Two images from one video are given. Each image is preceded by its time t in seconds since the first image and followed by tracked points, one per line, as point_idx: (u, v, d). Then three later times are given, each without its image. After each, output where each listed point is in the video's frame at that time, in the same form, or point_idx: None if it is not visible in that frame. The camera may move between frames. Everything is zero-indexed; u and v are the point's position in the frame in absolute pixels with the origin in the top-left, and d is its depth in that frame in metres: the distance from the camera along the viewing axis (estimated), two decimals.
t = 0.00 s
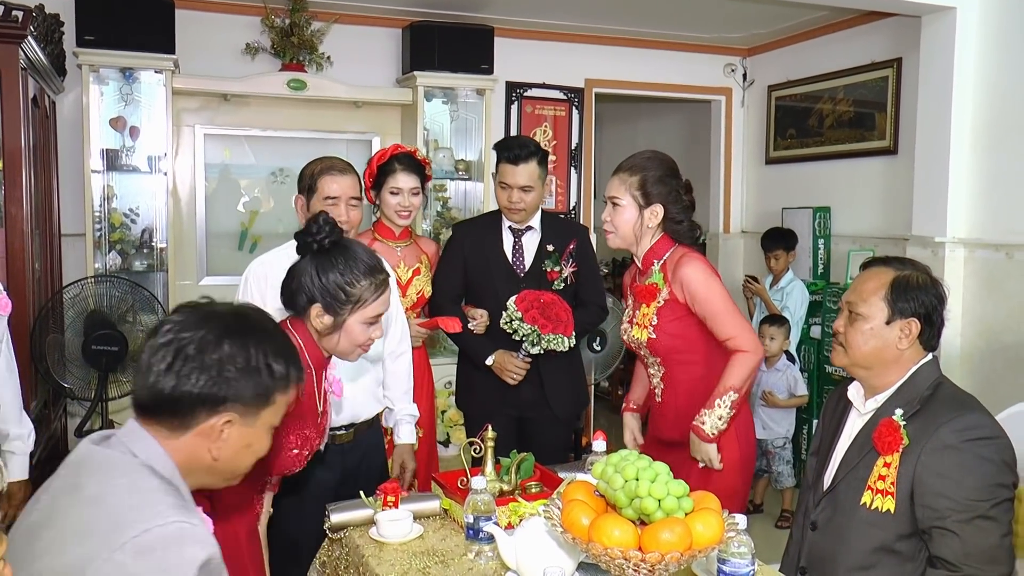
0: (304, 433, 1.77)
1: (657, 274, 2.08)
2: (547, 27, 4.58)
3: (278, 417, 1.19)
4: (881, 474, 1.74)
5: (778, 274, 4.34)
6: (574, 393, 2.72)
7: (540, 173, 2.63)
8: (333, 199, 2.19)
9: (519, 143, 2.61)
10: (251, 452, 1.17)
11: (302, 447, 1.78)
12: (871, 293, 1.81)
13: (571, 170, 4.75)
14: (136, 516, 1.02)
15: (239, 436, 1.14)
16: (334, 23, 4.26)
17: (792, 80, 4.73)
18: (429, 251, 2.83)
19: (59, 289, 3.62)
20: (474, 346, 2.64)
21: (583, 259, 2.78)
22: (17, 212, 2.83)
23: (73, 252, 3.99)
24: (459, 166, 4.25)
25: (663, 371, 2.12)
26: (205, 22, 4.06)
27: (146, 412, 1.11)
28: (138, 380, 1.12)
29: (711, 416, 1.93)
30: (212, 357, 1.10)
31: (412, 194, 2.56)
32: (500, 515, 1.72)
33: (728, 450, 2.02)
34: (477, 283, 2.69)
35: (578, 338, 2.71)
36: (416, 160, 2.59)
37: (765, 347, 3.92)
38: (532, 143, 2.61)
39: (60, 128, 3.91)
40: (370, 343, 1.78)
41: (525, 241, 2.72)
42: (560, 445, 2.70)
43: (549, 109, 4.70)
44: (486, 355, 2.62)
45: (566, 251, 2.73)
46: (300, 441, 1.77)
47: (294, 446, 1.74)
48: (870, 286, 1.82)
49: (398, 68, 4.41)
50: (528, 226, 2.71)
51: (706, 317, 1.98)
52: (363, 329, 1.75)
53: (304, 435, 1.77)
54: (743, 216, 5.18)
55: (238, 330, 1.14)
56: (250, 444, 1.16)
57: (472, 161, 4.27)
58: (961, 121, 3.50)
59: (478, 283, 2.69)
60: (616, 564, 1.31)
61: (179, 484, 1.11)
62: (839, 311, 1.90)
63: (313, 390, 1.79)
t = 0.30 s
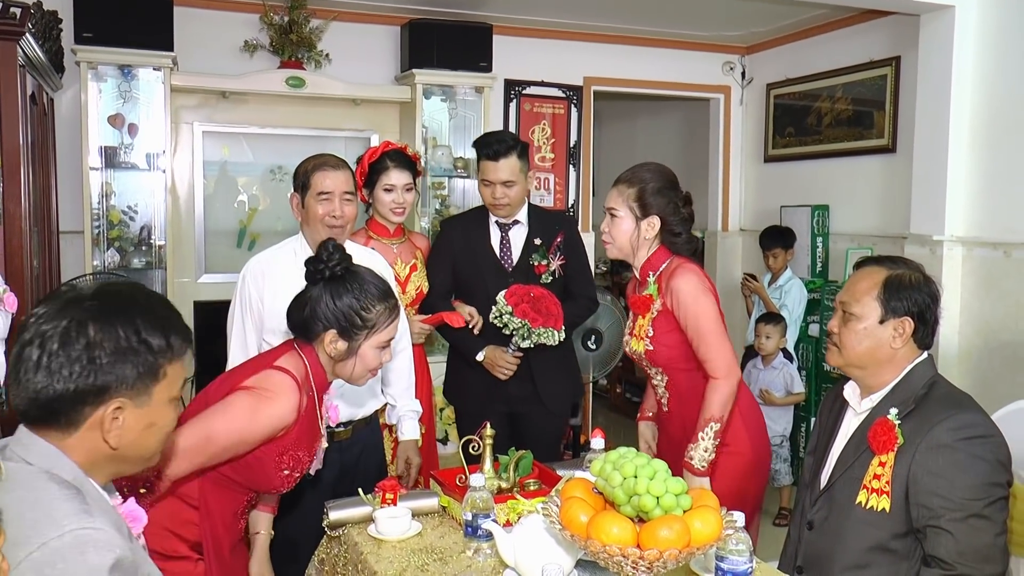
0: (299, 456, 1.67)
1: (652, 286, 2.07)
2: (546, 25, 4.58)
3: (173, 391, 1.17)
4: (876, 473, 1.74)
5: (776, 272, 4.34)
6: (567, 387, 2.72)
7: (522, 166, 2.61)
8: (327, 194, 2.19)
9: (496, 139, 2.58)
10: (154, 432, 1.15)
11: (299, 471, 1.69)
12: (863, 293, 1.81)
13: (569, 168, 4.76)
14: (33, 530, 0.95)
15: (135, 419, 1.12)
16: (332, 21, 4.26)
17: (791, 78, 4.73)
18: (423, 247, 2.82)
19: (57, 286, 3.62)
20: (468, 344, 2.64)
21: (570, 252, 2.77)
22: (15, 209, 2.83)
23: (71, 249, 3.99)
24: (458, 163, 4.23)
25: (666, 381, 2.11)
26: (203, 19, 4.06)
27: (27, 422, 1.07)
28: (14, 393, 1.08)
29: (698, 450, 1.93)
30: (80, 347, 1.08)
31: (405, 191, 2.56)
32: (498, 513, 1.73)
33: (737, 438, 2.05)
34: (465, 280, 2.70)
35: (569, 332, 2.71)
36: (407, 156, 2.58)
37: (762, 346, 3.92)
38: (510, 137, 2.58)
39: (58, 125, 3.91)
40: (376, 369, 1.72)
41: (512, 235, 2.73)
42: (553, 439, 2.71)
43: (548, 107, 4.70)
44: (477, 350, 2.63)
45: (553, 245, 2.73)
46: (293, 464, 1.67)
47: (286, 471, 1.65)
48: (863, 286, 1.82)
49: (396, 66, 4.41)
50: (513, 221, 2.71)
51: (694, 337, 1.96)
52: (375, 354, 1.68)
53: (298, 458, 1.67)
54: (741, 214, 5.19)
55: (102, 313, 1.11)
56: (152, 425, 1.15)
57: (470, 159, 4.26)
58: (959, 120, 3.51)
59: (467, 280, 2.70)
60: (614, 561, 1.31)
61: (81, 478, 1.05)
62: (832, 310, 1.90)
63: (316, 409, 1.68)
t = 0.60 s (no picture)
0: (290, 453, 1.68)
1: (656, 304, 2.07)
2: (546, 22, 4.58)
3: (110, 375, 1.23)
4: (877, 470, 1.74)
5: (775, 270, 4.34)
6: (562, 381, 2.72)
7: (510, 165, 2.58)
8: (325, 191, 2.18)
9: (481, 139, 2.55)
10: (101, 418, 1.21)
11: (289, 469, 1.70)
12: (864, 291, 1.81)
13: (569, 165, 4.76)
14: None
15: (82, 410, 1.18)
16: (332, 18, 4.25)
17: (791, 76, 4.73)
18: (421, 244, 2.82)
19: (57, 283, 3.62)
20: (466, 342, 2.64)
21: (562, 250, 2.76)
22: (15, 206, 2.83)
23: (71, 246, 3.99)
24: (457, 161, 4.19)
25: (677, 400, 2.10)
26: (203, 16, 4.05)
27: None
28: None
29: (715, 436, 1.91)
30: (14, 351, 1.11)
31: (406, 190, 2.56)
32: (497, 510, 1.73)
33: (746, 456, 2.04)
34: (460, 278, 2.71)
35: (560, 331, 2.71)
36: (407, 154, 2.58)
37: (761, 344, 3.93)
38: (495, 137, 2.55)
39: (58, 122, 3.91)
40: (348, 381, 1.68)
41: (504, 234, 2.72)
42: (550, 434, 2.70)
43: (548, 105, 4.69)
44: (472, 350, 2.62)
45: (545, 244, 2.72)
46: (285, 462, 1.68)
47: (277, 467, 1.66)
48: (863, 285, 1.82)
49: (396, 63, 4.41)
50: (505, 220, 2.70)
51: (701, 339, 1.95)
52: (347, 366, 1.65)
53: (288, 455, 1.67)
54: (740, 212, 5.19)
55: (24, 316, 1.13)
56: (99, 410, 1.21)
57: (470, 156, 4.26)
58: (959, 118, 3.51)
59: (461, 278, 2.71)
60: (613, 558, 1.31)
61: (31, 480, 1.09)
62: (833, 309, 1.90)
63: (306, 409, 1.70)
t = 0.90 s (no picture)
0: (268, 488, 1.69)
1: (676, 357, 2.03)
2: (548, 20, 4.57)
3: (82, 371, 1.26)
4: (880, 467, 1.74)
5: (777, 268, 4.34)
6: (565, 376, 2.71)
7: (517, 164, 2.58)
8: (327, 187, 2.18)
9: (488, 138, 2.53)
10: (75, 415, 1.25)
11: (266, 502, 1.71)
12: (869, 289, 1.81)
13: (572, 163, 4.76)
14: None
15: (56, 408, 1.21)
16: (335, 15, 4.25)
17: (793, 73, 4.73)
18: (421, 242, 2.81)
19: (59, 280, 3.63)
20: (468, 340, 2.65)
21: (567, 246, 2.76)
22: (17, 202, 2.84)
23: (73, 243, 4.00)
24: (459, 158, 4.23)
25: (696, 453, 2.06)
26: (205, 13, 4.05)
27: None
28: None
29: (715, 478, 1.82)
30: None
31: (407, 186, 2.57)
32: (499, 507, 1.73)
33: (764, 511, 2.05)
34: (463, 273, 2.71)
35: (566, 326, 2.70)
36: (410, 151, 2.57)
37: (762, 342, 3.93)
38: (502, 136, 2.53)
39: (60, 119, 3.91)
40: (325, 420, 1.68)
41: (509, 230, 2.71)
42: (552, 429, 2.70)
43: (550, 102, 4.69)
44: (476, 346, 2.64)
45: (550, 239, 2.72)
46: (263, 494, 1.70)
47: (255, 500, 1.68)
48: (869, 282, 1.82)
49: (398, 60, 4.41)
50: (510, 215, 2.69)
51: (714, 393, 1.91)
52: (326, 401, 1.65)
53: (267, 489, 1.69)
54: (743, 209, 5.19)
55: None
56: (73, 407, 1.24)
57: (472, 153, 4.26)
58: (962, 116, 3.50)
59: (465, 273, 2.70)
60: (616, 555, 1.31)
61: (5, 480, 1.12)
62: (838, 307, 1.90)
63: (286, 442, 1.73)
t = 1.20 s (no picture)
0: (207, 498, 1.67)
1: (739, 373, 2.05)
2: (550, 16, 4.57)
3: (47, 391, 1.21)
4: (882, 463, 1.75)
5: (779, 265, 4.34)
6: (567, 376, 2.72)
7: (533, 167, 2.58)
8: (330, 185, 2.19)
9: (507, 141, 2.52)
10: (27, 435, 1.20)
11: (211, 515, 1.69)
12: (872, 286, 1.81)
13: (574, 159, 4.76)
14: None
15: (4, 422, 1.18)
16: (337, 11, 4.24)
17: (796, 70, 4.72)
18: (423, 238, 2.84)
19: (62, 276, 3.63)
20: (471, 335, 2.64)
21: (573, 244, 2.76)
22: (19, 197, 2.85)
23: (76, 238, 4.00)
24: (462, 154, 4.24)
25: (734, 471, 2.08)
26: (207, 9, 4.05)
27: None
28: None
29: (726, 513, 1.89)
30: None
31: (407, 183, 2.58)
32: (502, 503, 1.74)
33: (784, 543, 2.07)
34: (467, 269, 2.70)
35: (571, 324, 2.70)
36: (410, 148, 2.57)
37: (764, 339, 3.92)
38: (522, 140, 2.52)
39: (62, 115, 3.91)
40: (248, 421, 1.70)
41: (516, 226, 2.71)
42: (552, 427, 2.72)
43: (552, 99, 4.69)
44: (478, 342, 2.62)
45: (557, 237, 2.72)
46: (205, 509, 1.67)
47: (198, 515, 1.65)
48: (871, 279, 1.82)
49: (401, 56, 4.41)
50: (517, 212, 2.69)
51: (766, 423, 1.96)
52: (249, 404, 1.67)
53: (205, 500, 1.66)
54: (745, 206, 5.18)
55: None
56: (31, 427, 1.20)
57: (474, 150, 4.26)
58: (965, 113, 3.50)
59: (469, 270, 2.69)
60: (619, 552, 1.31)
61: None
62: (840, 304, 1.90)
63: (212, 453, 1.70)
